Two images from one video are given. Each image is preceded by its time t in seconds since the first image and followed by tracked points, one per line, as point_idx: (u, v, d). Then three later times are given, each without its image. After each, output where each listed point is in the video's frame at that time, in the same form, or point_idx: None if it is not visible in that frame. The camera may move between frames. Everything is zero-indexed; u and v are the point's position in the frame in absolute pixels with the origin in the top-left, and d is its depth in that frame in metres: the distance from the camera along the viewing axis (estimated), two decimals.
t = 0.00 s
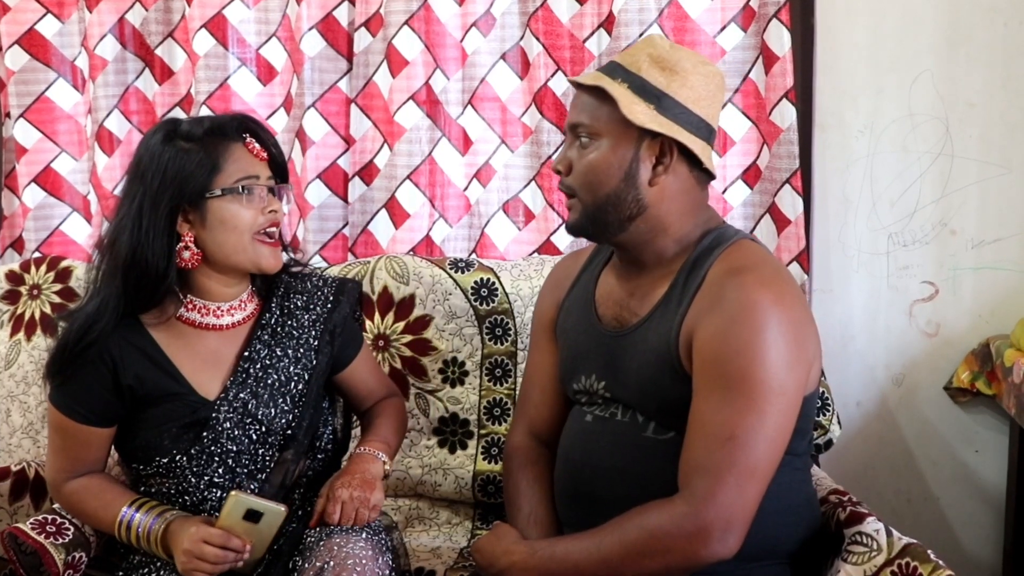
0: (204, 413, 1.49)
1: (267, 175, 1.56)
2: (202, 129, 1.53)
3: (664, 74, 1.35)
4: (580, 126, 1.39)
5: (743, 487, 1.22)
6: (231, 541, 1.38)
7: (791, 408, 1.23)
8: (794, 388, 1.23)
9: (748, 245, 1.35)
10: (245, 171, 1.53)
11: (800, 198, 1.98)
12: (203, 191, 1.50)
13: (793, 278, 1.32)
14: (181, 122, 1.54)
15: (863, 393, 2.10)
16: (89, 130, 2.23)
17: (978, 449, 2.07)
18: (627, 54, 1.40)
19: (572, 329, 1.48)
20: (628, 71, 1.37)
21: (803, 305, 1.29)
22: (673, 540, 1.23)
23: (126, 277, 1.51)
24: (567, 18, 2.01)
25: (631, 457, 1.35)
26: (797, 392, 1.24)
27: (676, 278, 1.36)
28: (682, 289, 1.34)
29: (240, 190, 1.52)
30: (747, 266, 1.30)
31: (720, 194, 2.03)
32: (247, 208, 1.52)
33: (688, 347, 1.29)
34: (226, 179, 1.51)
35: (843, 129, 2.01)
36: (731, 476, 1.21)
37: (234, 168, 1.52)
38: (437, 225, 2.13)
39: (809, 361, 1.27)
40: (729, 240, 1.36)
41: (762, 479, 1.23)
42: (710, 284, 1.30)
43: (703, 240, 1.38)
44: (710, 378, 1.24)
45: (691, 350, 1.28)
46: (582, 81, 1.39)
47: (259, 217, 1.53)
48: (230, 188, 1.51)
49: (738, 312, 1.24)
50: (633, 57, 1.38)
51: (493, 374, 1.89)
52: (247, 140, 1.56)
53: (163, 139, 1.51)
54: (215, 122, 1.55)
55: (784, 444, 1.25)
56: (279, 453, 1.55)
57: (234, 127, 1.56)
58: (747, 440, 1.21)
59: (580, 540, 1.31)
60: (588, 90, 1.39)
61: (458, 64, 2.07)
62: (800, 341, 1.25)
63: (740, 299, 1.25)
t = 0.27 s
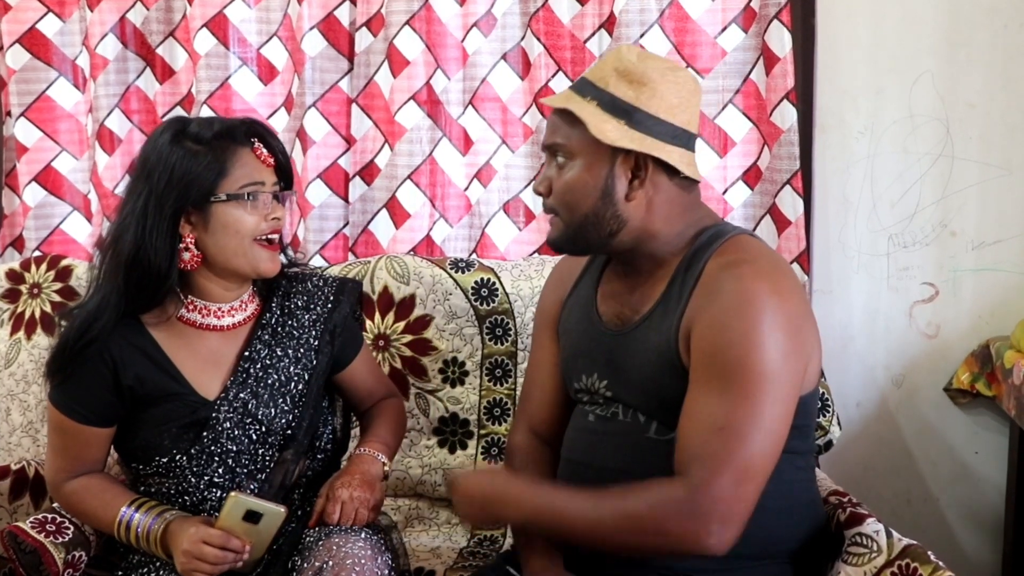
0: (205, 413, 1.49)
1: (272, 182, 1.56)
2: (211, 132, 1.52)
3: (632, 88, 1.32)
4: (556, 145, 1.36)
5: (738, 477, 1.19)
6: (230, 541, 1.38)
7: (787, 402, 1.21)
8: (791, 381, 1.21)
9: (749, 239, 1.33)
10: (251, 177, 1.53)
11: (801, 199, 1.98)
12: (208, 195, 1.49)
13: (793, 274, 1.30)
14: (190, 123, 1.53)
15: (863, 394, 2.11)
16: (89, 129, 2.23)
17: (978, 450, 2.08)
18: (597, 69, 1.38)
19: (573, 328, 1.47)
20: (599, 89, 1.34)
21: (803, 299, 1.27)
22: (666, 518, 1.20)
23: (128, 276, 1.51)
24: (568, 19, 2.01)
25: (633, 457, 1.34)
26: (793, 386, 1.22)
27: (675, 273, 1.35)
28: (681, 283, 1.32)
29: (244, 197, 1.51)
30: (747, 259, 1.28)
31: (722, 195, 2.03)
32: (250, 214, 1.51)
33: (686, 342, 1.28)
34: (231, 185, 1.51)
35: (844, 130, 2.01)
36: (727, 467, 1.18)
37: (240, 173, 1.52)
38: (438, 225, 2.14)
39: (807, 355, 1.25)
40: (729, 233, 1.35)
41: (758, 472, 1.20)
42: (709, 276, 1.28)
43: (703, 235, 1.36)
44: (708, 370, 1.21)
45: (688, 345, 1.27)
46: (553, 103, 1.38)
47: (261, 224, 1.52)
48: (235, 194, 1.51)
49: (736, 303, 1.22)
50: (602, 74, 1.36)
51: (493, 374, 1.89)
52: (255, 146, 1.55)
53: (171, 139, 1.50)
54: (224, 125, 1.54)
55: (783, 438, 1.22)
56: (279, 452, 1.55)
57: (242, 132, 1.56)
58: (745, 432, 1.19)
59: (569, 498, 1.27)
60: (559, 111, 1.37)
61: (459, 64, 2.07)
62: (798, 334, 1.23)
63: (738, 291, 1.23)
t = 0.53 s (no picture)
0: (205, 412, 1.49)
1: (278, 188, 1.55)
2: (220, 134, 1.51)
3: (610, 99, 1.29)
4: (540, 163, 1.32)
5: (635, 423, 1.16)
6: (230, 540, 1.38)
7: (728, 382, 1.19)
8: (736, 362, 1.19)
9: (748, 239, 1.31)
10: (257, 183, 1.52)
11: (800, 199, 1.98)
12: (214, 198, 1.49)
13: (789, 279, 1.29)
14: (200, 123, 1.52)
15: (862, 394, 2.10)
16: (89, 128, 2.23)
17: (977, 450, 2.08)
18: (571, 81, 1.35)
19: (567, 323, 1.47)
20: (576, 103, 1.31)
21: (791, 303, 1.26)
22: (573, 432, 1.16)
23: (131, 276, 1.51)
24: (568, 18, 2.01)
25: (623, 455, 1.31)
26: (738, 368, 1.19)
27: (663, 264, 1.34)
28: (668, 271, 1.31)
29: (250, 203, 1.50)
30: (739, 253, 1.27)
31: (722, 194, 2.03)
32: (254, 219, 1.50)
33: (654, 315, 1.27)
34: (238, 190, 1.50)
35: (844, 130, 2.01)
36: (635, 409, 1.15)
37: (247, 177, 1.51)
38: (437, 224, 2.14)
39: (769, 351, 1.23)
40: (724, 231, 1.33)
41: (662, 424, 1.17)
42: (698, 264, 1.27)
43: (697, 232, 1.35)
44: (663, 328, 1.20)
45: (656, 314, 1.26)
46: (532, 122, 1.34)
47: (265, 229, 1.51)
48: (241, 200, 1.50)
49: (716, 280, 1.21)
50: (577, 86, 1.32)
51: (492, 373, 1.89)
52: (263, 150, 1.54)
53: (179, 139, 1.50)
54: (233, 128, 1.53)
55: (709, 413, 1.19)
56: (279, 451, 1.55)
57: (250, 135, 1.54)
58: (672, 390, 1.16)
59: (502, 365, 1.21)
60: (540, 131, 1.33)
61: (459, 64, 2.07)
62: (766, 329, 1.21)
63: (721, 276, 1.22)
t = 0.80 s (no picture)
0: (205, 413, 1.49)
1: (282, 192, 1.55)
2: (225, 137, 1.51)
3: (588, 100, 1.29)
4: (523, 169, 1.32)
5: (677, 463, 1.17)
6: (229, 542, 1.38)
7: (740, 400, 1.20)
8: (745, 378, 1.20)
9: (727, 239, 1.32)
10: (261, 187, 1.52)
11: (800, 199, 1.98)
12: (218, 202, 1.49)
13: (771, 274, 1.29)
14: (205, 126, 1.52)
15: (861, 394, 2.10)
16: (88, 128, 2.23)
17: (976, 450, 2.08)
18: (548, 85, 1.35)
19: (554, 328, 1.47)
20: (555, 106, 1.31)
21: (778, 304, 1.26)
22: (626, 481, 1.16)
23: (134, 279, 1.51)
24: (568, 18, 2.01)
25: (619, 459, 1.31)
26: (747, 384, 1.20)
27: (650, 273, 1.34)
28: (655, 282, 1.31)
29: (253, 207, 1.51)
30: (723, 257, 1.27)
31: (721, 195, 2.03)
32: (258, 223, 1.51)
33: (653, 336, 1.27)
34: (243, 194, 1.50)
35: (843, 130, 2.01)
36: (671, 449, 1.16)
37: (252, 181, 1.51)
38: (436, 224, 2.14)
39: (769, 358, 1.23)
40: (706, 234, 1.33)
41: (696, 459, 1.18)
42: (684, 273, 1.28)
43: (678, 237, 1.34)
44: (666, 355, 1.20)
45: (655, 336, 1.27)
46: (511, 127, 1.35)
47: (269, 233, 1.52)
48: (245, 204, 1.50)
49: (705, 295, 1.22)
50: (554, 89, 1.33)
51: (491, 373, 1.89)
52: (268, 154, 1.54)
53: (184, 141, 1.49)
54: (238, 131, 1.52)
55: (728, 433, 1.20)
56: (279, 453, 1.56)
57: (256, 138, 1.54)
58: (690, 418, 1.17)
59: (547, 409, 1.18)
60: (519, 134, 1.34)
61: (458, 64, 2.07)
62: (763, 337, 1.22)
63: (711, 286, 1.22)
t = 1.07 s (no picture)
0: (202, 411, 1.49)
1: (280, 194, 1.55)
2: (226, 138, 1.50)
3: (575, 105, 1.29)
4: (514, 176, 1.31)
5: (702, 471, 1.14)
6: (226, 541, 1.38)
7: (757, 403, 1.19)
8: (762, 381, 1.20)
9: (722, 243, 1.33)
10: (260, 189, 1.51)
11: (797, 199, 1.98)
12: (217, 203, 1.49)
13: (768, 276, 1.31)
14: (205, 126, 1.52)
15: (858, 393, 2.11)
16: (86, 127, 2.22)
17: (973, 449, 2.08)
18: (536, 90, 1.34)
19: (550, 336, 1.46)
20: (542, 111, 1.31)
21: (780, 306, 1.27)
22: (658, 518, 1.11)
23: (131, 278, 1.51)
24: (565, 18, 2.01)
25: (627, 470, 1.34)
26: (762, 387, 1.20)
27: (649, 281, 1.34)
28: (655, 292, 1.31)
29: (252, 209, 1.51)
30: (721, 263, 1.28)
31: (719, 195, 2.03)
32: (256, 224, 1.51)
33: (660, 346, 1.27)
34: (241, 196, 1.50)
35: (840, 130, 2.01)
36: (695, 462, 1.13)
37: (250, 183, 1.51)
38: (434, 224, 2.14)
39: (779, 360, 1.24)
40: (701, 239, 1.34)
41: (721, 466, 1.16)
42: (683, 282, 1.28)
43: (674, 244, 1.35)
44: (680, 368, 1.19)
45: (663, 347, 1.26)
46: (499, 136, 1.33)
47: (267, 235, 1.52)
48: (243, 206, 1.50)
49: (712, 302, 1.22)
50: (542, 93, 1.32)
51: (489, 373, 1.89)
52: (267, 156, 1.54)
53: (184, 141, 1.49)
54: (238, 133, 1.52)
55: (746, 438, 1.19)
56: (277, 451, 1.54)
57: (255, 140, 1.54)
58: (710, 426, 1.15)
59: (555, 498, 1.07)
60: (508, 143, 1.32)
61: (456, 64, 2.07)
62: (772, 339, 1.22)
63: (715, 293, 1.23)
